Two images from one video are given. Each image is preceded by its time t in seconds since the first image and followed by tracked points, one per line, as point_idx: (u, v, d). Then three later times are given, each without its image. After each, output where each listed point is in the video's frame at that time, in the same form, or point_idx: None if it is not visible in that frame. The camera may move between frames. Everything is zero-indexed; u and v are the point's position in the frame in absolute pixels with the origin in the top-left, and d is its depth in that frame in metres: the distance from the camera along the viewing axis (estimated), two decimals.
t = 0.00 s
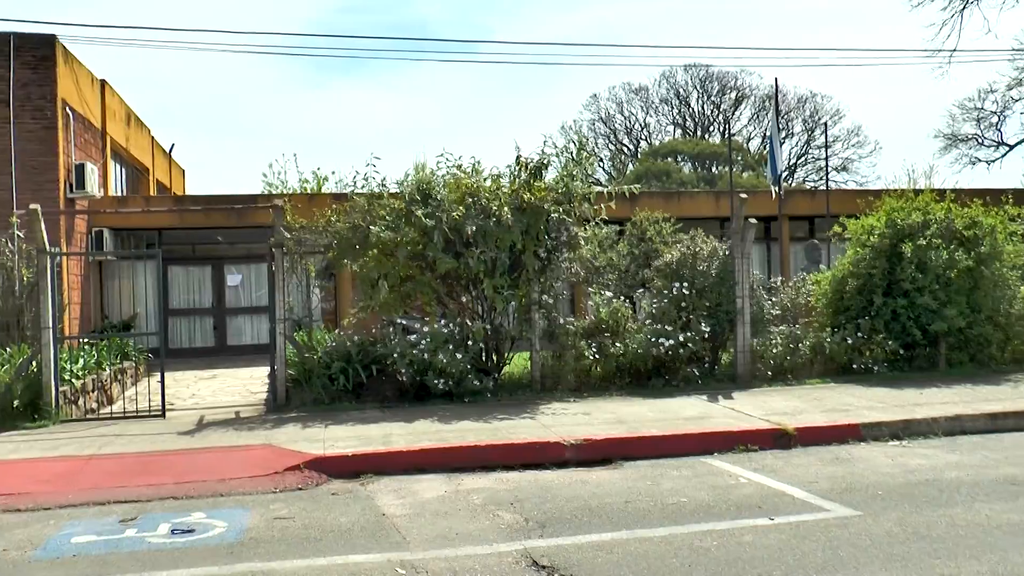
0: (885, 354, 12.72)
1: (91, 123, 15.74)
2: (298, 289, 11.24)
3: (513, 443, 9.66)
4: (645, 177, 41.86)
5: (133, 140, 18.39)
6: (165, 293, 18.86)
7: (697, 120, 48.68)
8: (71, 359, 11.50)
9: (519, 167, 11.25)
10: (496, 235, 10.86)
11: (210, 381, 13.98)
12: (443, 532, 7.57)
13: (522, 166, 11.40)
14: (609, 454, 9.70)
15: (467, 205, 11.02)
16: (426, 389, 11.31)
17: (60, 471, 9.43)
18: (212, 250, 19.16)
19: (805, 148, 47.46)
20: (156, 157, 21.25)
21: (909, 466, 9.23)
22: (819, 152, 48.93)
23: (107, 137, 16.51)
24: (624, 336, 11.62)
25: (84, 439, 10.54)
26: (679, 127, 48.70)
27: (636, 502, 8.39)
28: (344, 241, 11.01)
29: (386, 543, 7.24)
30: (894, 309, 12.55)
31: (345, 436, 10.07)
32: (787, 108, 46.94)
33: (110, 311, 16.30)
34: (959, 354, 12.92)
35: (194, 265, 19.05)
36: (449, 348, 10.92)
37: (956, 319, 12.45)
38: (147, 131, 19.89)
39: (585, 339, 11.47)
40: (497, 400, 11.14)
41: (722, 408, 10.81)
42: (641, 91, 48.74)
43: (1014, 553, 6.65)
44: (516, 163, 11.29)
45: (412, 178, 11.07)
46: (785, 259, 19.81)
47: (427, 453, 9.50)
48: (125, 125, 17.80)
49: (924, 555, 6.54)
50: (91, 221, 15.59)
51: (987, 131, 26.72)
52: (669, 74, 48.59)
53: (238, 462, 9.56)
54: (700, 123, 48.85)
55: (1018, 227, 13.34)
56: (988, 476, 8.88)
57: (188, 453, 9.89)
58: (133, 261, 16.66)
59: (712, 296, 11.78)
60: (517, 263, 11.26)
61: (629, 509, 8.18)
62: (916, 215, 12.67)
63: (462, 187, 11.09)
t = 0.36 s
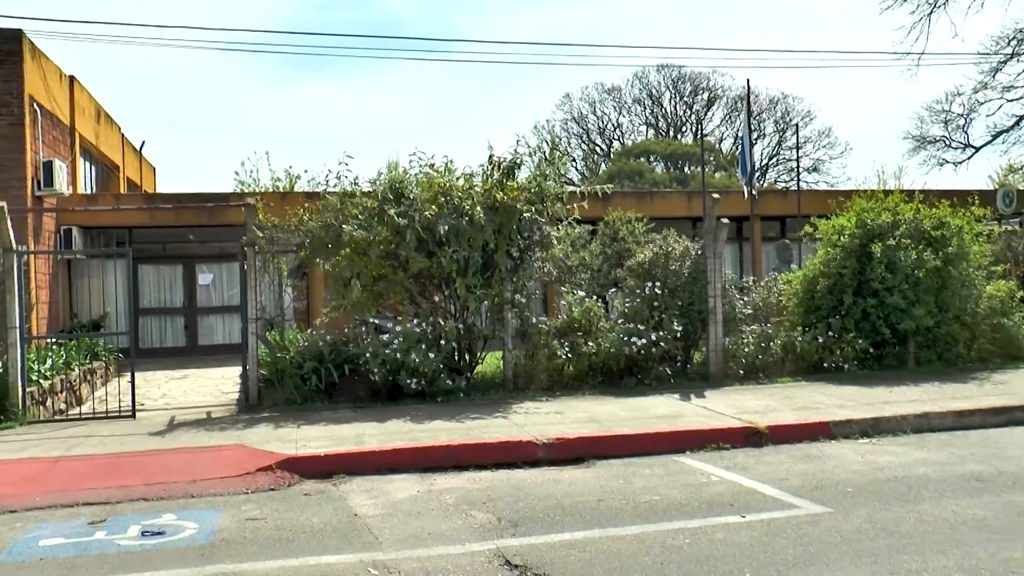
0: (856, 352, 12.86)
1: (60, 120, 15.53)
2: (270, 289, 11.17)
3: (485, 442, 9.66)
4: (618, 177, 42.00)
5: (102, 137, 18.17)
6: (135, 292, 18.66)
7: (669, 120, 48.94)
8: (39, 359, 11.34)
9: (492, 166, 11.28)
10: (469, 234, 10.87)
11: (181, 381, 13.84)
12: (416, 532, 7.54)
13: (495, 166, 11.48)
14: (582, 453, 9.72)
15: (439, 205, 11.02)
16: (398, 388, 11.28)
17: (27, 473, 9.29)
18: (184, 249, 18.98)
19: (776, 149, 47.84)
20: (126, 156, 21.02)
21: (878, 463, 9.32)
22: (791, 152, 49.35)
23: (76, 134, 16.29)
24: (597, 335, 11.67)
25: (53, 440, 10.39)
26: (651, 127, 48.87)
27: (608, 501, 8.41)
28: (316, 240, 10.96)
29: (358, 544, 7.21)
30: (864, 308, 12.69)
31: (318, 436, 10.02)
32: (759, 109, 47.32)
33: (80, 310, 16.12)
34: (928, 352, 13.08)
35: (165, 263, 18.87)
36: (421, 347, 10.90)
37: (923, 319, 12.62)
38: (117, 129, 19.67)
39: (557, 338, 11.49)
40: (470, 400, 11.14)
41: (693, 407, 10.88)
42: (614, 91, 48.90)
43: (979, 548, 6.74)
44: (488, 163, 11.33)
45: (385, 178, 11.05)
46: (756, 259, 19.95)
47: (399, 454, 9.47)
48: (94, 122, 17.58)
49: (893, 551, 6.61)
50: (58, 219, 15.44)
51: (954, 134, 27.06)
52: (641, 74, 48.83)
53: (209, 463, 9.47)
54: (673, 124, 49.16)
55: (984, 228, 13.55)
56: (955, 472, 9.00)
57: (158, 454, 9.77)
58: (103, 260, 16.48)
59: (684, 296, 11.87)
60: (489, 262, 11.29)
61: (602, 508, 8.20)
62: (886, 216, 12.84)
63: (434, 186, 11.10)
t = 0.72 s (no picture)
0: (826, 352, 13.03)
1: (27, 116, 15.31)
2: (242, 289, 11.09)
3: (457, 442, 9.65)
4: (590, 177, 42.14)
5: (71, 134, 17.96)
6: (105, 292, 18.46)
7: (642, 121, 49.17)
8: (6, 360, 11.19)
9: (464, 166, 11.31)
10: (441, 234, 10.88)
11: (151, 382, 13.72)
12: (388, 533, 7.52)
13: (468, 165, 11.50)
14: (555, 453, 9.74)
15: (411, 204, 11.02)
16: (371, 388, 11.24)
17: None
18: (154, 248, 18.81)
19: (748, 150, 48.19)
20: (95, 153, 20.82)
21: (848, 461, 9.43)
22: (762, 154, 49.74)
23: (43, 130, 16.07)
24: (569, 335, 11.72)
25: (20, 442, 10.24)
26: (624, 127, 49.06)
27: (580, 500, 8.43)
28: (288, 240, 10.94)
29: (330, 545, 7.17)
30: (835, 308, 12.83)
31: (290, 437, 9.95)
32: (731, 110, 47.66)
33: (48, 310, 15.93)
34: (896, 352, 13.23)
35: (135, 263, 18.69)
36: (393, 347, 10.88)
37: (892, 318, 12.77)
38: (86, 126, 19.45)
39: (529, 338, 11.52)
40: (442, 399, 11.13)
41: (665, 406, 10.94)
42: (586, 92, 49.08)
43: (946, 544, 6.84)
44: (460, 163, 11.35)
45: (358, 177, 11.04)
46: (728, 259, 20.09)
47: (370, 454, 9.43)
48: (63, 119, 17.37)
49: (861, 548, 6.68)
50: (26, 217, 15.42)
51: (922, 137, 27.39)
52: (615, 75, 49.04)
53: (180, 464, 9.38)
54: (645, 125, 49.41)
55: (951, 228, 13.72)
56: (922, 470, 9.11)
57: (127, 456, 9.66)
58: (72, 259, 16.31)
59: (656, 296, 11.94)
60: (462, 262, 11.30)
61: (574, 507, 8.22)
62: (855, 216, 12.98)
63: (407, 186, 11.09)
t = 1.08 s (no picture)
0: (792, 354, 13.13)
1: None
2: (208, 289, 10.98)
3: (424, 444, 9.64)
4: (558, 179, 42.27)
5: (33, 133, 17.71)
6: (68, 293, 18.21)
7: (610, 123, 49.42)
8: None
9: (433, 167, 11.32)
10: (409, 235, 10.88)
11: (116, 384, 13.55)
12: (356, 535, 7.49)
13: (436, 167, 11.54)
14: (522, 455, 9.76)
15: (380, 205, 11.01)
16: (338, 391, 11.19)
17: None
18: (120, 249, 18.59)
19: (716, 154, 48.60)
20: (59, 153, 20.55)
21: (812, 461, 9.54)
22: (729, 157, 50.23)
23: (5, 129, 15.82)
24: (537, 337, 11.77)
25: None
26: (591, 130, 49.29)
27: (548, 501, 8.45)
28: (256, 241, 10.88)
29: (297, 548, 7.13)
30: (800, 310, 12.98)
31: (257, 440, 9.87)
32: (698, 113, 48.04)
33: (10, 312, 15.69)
34: (861, 353, 13.42)
35: (100, 263, 18.46)
36: (360, 349, 10.85)
37: (857, 320, 12.94)
38: (50, 124, 19.18)
39: (496, 340, 11.56)
40: (410, 402, 11.11)
41: (632, 408, 11.00)
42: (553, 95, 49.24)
43: (908, 542, 6.94)
44: (428, 164, 11.37)
45: (326, 178, 11.00)
46: (695, 261, 20.25)
47: (338, 456, 9.38)
48: (25, 118, 17.12)
49: (826, 546, 6.76)
50: None
51: (886, 141, 27.78)
52: (584, 78, 49.26)
53: (145, 467, 9.26)
54: (613, 127, 49.69)
55: (914, 232, 13.94)
56: (886, 469, 9.24)
57: (91, 459, 9.52)
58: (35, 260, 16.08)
59: (623, 298, 12.02)
60: (429, 264, 11.31)
61: (541, 508, 8.24)
62: (821, 220, 13.15)
63: (375, 187, 11.08)
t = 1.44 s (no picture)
0: (758, 357, 13.20)
1: None
2: (174, 291, 10.87)
3: (392, 448, 9.61)
4: (525, 182, 42.34)
5: None
6: (30, 296, 17.95)
7: (577, 127, 49.63)
8: None
9: (400, 170, 11.34)
10: (376, 238, 10.89)
11: (78, 389, 13.36)
12: (323, 540, 7.45)
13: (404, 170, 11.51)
14: (489, 458, 9.76)
15: (347, 209, 11.01)
16: (305, 395, 11.14)
17: None
18: (83, 252, 18.36)
19: (683, 158, 48.99)
20: (19, 153, 20.26)
21: (778, 463, 9.64)
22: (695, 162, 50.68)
23: None
24: (504, 340, 11.82)
25: None
26: (559, 134, 49.48)
27: (516, 504, 8.47)
28: (222, 243, 10.81)
29: (264, 553, 7.07)
30: (766, 314, 13.13)
31: (223, 444, 9.79)
32: (665, 118, 48.41)
33: None
34: (826, 356, 13.58)
35: (62, 266, 18.22)
36: (328, 352, 10.82)
37: (822, 324, 13.11)
38: (10, 125, 18.90)
39: (464, 343, 11.59)
40: (377, 405, 11.08)
41: (599, 411, 11.06)
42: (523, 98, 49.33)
43: (872, 541, 7.04)
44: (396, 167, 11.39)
45: (293, 181, 10.98)
46: (662, 264, 20.39)
47: (305, 460, 9.33)
48: None
49: (792, 547, 6.83)
50: None
51: (850, 147, 28.17)
52: (552, 82, 49.47)
53: (109, 473, 9.13)
54: (581, 131, 49.90)
55: (878, 236, 14.16)
56: (850, 470, 9.36)
57: (54, 465, 9.36)
58: None
59: (590, 301, 12.10)
60: (397, 267, 11.32)
61: (509, 511, 8.25)
62: (786, 225, 13.33)
63: (343, 190, 11.07)
